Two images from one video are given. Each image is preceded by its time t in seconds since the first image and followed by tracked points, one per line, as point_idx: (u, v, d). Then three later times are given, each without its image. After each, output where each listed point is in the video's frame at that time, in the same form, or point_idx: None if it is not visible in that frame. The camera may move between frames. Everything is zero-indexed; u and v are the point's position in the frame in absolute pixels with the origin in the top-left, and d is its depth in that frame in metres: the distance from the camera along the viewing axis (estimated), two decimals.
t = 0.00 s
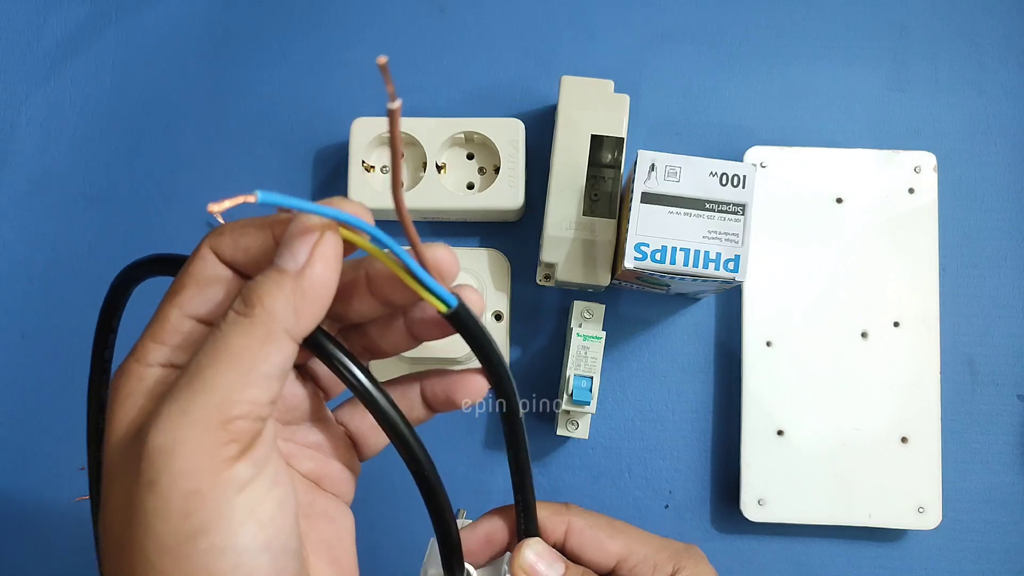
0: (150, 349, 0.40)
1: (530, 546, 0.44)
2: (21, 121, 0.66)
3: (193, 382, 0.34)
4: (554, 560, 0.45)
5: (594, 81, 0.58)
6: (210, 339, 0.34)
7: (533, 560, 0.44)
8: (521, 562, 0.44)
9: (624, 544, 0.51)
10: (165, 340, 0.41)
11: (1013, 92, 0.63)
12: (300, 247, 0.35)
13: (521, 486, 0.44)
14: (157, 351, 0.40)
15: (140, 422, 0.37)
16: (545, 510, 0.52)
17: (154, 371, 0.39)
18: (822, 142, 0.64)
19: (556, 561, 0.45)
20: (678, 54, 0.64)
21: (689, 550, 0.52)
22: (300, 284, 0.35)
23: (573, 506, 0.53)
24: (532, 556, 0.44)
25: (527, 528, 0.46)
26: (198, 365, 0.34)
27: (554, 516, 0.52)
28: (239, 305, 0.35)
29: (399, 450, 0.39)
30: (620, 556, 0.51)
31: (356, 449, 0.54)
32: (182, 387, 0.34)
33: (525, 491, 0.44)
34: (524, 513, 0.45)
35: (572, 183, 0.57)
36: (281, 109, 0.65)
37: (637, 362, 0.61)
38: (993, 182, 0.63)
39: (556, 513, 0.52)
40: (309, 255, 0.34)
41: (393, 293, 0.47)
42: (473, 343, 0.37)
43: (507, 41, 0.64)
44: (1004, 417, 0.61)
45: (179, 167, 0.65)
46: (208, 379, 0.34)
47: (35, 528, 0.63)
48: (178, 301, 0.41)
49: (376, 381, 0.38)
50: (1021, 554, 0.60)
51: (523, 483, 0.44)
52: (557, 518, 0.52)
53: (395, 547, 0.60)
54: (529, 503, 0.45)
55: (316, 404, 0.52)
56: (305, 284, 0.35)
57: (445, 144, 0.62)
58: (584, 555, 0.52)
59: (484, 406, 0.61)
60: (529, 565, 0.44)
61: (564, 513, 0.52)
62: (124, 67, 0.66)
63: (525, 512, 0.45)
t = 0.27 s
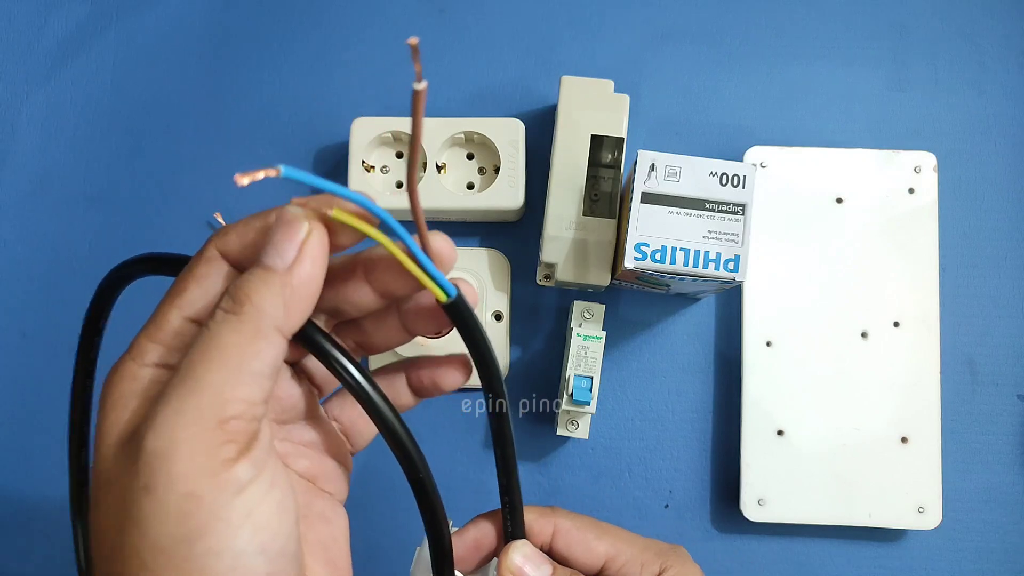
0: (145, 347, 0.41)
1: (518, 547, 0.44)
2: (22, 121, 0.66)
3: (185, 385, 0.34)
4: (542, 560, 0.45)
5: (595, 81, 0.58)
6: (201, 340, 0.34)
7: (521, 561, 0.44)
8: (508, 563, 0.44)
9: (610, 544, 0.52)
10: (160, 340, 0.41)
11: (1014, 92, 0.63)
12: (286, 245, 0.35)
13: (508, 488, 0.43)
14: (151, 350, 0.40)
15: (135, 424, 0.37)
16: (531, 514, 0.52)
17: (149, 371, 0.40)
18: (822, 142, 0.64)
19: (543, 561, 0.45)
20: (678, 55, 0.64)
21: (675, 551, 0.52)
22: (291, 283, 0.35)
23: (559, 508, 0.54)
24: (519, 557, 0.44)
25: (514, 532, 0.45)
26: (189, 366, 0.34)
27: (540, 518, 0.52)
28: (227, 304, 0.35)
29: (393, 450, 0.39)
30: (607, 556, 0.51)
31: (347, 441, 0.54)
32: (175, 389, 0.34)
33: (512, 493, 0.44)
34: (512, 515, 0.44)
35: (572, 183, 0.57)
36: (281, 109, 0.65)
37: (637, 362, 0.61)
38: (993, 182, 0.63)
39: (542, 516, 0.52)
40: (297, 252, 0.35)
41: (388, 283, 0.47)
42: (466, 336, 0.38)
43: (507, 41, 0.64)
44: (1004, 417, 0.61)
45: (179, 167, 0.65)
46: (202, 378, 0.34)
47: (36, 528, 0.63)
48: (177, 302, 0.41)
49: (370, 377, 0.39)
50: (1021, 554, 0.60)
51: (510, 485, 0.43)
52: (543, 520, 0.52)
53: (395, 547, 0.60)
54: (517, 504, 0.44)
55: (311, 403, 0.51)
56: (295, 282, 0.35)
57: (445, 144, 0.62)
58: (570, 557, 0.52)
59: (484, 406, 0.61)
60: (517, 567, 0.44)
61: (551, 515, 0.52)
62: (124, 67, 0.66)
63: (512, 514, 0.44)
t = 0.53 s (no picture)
0: (182, 359, 0.38)
1: (516, 550, 0.44)
2: (22, 121, 0.66)
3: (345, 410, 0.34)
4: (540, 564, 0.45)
5: (595, 81, 0.58)
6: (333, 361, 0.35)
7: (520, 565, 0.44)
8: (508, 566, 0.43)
9: (608, 546, 0.52)
10: (195, 349, 0.39)
11: (1014, 92, 0.63)
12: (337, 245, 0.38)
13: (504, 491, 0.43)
14: (191, 361, 0.39)
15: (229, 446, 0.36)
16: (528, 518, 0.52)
17: (201, 380, 0.38)
18: (821, 142, 0.64)
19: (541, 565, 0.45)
20: (678, 55, 0.64)
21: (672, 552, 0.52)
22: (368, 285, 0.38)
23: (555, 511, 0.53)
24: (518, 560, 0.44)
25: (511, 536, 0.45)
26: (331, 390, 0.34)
27: (536, 521, 0.52)
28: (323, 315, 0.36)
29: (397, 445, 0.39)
30: (605, 558, 0.52)
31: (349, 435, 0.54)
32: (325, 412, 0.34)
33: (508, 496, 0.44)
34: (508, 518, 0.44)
35: (572, 183, 0.57)
36: (281, 109, 0.65)
37: (637, 361, 0.61)
38: (993, 182, 0.63)
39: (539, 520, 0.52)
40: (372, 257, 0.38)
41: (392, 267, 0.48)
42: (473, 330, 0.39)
43: (507, 41, 0.64)
44: (1004, 417, 0.61)
45: (179, 167, 0.65)
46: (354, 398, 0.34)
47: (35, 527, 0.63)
48: (197, 306, 0.40)
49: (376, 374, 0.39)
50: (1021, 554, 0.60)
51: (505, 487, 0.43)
52: (540, 523, 0.52)
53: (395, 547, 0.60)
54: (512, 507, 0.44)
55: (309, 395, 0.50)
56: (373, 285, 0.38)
57: (445, 144, 0.62)
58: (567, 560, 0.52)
59: (484, 406, 0.61)
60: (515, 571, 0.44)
61: (547, 518, 0.52)
62: (124, 67, 0.66)
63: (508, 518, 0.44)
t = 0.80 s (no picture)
0: (186, 352, 0.38)
1: (513, 554, 0.43)
2: (22, 121, 0.66)
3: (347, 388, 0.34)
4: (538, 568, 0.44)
5: (594, 81, 0.58)
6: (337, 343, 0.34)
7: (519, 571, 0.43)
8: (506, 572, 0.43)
9: (608, 551, 0.52)
10: (199, 343, 0.38)
11: (1014, 93, 0.63)
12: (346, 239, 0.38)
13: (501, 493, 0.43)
14: (195, 354, 0.38)
15: (234, 431, 0.36)
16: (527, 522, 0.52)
17: (206, 372, 0.38)
18: (821, 142, 0.64)
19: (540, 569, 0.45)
20: (678, 55, 0.64)
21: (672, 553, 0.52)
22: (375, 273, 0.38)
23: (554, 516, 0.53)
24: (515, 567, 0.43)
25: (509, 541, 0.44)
26: (334, 371, 0.34)
27: (536, 525, 0.52)
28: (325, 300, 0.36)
29: (393, 439, 0.40)
30: (605, 561, 0.51)
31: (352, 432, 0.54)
32: (328, 395, 0.34)
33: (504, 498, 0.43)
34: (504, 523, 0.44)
35: (572, 183, 0.57)
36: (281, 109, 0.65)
37: (637, 361, 0.61)
38: (993, 182, 0.63)
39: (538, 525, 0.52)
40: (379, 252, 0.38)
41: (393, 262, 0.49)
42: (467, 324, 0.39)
43: (507, 41, 0.64)
44: (1004, 417, 0.61)
45: (179, 167, 0.65)
46: (357, 377, 0.34)
47: (35, 527, 0.63)
48: (201, 300, 0.39)
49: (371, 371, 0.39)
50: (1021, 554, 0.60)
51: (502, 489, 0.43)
52: (540, 527, 0.52)
53: (394, 547, 0.60)
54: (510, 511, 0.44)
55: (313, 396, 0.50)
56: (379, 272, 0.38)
57: (445, 145, 0.62)
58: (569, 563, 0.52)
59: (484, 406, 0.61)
60: None
61: (546, 521, 0.52)
62: (124, 67, 0.66)
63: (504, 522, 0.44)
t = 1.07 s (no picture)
0: (182, 351, 0.38)
1: (521, 558, 0.43)
2: (22, 121, 0.66)
3: (329, 391, 0.33)
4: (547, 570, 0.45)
5: (594, 82, 0.58)
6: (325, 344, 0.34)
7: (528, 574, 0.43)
8: None
9: (617, 554, 0.51)
10: (196, 343, 0.39)
11: (1014, 92, 0.63)
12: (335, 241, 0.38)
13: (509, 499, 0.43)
14: (190, 354, 0.38)
15: (221, 433, 0.36)
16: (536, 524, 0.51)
17: (200, 373, 0.38)
18: (821, 142, 0.64)
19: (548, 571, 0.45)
20: (678, 55, 0.64)
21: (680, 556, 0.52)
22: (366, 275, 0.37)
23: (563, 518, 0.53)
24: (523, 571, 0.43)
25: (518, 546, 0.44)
26: (319, 373, 0.34)
27: (545, 527, 0.51)
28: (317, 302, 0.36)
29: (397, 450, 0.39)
30: (614, 565, 0.51)
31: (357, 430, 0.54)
32: (311, 397, 0.33)
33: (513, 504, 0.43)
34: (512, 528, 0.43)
35: (572, 184, 0.57)
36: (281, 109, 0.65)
37: (637, 361, 0.61)
38: (992, 182, 0.63)
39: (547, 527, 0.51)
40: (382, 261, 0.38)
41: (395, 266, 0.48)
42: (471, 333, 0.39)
43: (507, 41, 0.64)
44: (1004, 417, 0.61)
45: (179, 167, 0.65)
46: (341, 380, 0.33)
47: (36, 527, 0.63)
48: (200, 300, 0.39)
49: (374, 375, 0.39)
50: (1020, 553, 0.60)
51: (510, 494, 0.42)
52: (548, 530, 0.51)
53: (395, 547, 0.60)
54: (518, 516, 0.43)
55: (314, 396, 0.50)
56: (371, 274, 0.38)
57: (445, 144, 0.62)
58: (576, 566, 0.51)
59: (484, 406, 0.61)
60: None
61: (555, 524, 0.52)
62: (124, 67, 0.66)
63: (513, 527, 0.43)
